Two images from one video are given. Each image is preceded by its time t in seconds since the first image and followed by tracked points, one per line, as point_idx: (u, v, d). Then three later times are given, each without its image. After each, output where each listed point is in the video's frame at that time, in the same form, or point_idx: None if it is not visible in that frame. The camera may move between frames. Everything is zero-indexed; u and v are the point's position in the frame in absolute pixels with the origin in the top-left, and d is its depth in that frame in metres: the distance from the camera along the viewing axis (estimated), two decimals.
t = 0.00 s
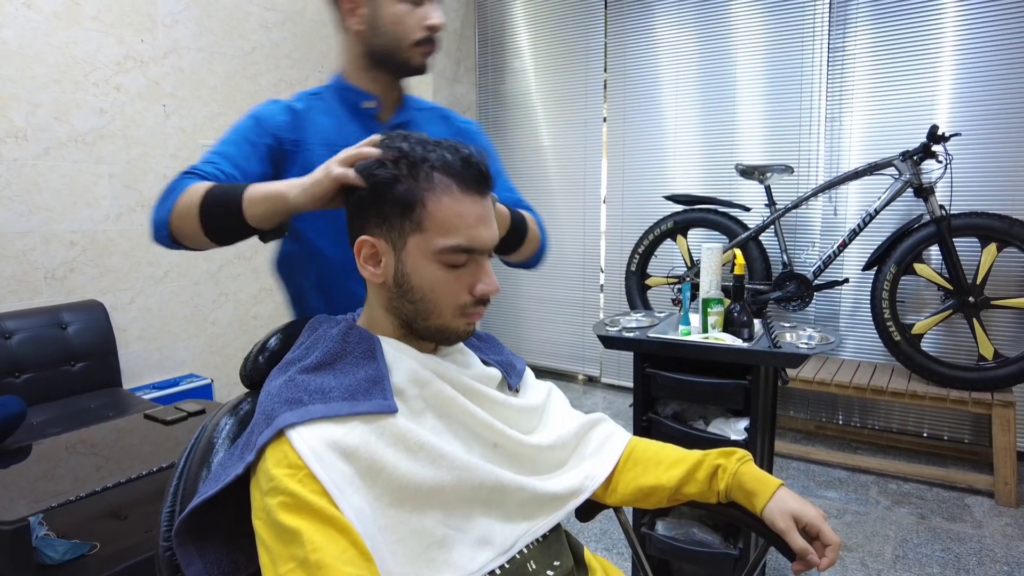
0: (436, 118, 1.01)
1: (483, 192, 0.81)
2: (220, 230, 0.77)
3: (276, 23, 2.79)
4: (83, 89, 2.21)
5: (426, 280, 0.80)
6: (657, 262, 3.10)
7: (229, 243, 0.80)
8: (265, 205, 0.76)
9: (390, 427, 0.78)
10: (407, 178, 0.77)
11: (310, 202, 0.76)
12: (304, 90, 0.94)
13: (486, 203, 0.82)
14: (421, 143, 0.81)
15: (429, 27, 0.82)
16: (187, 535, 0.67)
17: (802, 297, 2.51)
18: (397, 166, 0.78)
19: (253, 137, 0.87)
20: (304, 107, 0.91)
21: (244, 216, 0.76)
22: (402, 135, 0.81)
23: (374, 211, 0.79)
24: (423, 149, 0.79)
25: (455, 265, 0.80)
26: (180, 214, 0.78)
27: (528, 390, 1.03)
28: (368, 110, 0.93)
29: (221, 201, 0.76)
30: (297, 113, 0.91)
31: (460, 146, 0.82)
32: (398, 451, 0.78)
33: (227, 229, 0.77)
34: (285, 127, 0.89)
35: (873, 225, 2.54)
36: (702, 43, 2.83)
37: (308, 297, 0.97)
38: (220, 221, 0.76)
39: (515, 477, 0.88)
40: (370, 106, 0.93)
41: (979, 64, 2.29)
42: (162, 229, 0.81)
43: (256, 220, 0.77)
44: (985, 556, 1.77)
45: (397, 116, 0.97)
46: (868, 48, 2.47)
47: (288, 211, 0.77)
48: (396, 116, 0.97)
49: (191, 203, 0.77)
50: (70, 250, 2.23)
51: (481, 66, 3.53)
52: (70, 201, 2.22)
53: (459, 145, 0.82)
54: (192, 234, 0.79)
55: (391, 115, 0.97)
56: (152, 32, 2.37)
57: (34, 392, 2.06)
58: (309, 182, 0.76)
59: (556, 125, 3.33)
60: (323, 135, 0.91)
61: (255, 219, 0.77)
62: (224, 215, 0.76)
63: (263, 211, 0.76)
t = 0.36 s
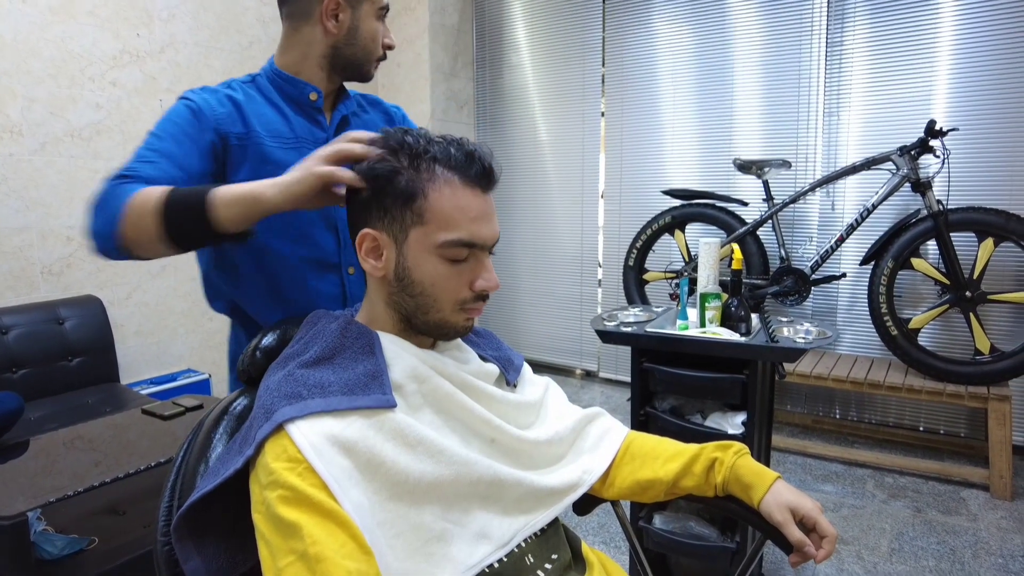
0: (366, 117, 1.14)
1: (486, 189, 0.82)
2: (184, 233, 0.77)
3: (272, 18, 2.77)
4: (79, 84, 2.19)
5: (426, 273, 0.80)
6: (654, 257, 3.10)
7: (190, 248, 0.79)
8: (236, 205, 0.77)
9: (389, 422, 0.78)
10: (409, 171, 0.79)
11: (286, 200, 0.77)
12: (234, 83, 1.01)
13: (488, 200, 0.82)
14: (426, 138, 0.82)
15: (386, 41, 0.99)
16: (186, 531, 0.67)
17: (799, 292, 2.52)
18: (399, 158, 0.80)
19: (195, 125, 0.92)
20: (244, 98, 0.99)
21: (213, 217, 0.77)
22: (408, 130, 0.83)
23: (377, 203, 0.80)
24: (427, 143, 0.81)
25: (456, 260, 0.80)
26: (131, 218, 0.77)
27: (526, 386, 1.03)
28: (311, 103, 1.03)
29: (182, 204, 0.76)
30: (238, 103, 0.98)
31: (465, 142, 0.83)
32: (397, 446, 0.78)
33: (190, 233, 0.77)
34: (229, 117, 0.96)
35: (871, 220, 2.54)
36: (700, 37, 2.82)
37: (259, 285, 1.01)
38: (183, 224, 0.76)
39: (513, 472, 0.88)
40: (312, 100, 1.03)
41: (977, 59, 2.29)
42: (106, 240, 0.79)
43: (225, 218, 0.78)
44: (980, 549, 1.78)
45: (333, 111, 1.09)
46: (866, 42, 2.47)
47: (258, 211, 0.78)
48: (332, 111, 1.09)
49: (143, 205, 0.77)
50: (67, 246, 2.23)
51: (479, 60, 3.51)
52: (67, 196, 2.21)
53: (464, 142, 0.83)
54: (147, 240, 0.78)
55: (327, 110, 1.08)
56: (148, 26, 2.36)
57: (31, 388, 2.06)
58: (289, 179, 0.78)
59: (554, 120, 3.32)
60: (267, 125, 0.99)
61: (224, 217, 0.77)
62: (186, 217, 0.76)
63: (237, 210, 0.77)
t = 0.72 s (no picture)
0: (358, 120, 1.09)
1: (484, 185, 0.82)
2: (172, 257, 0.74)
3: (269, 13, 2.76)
4: (74, 79, 2.18)
5: (425, 269, 0.80)
6: (652, 253, 3.10)
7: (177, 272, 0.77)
8: (224, 226, 0.75)
9: (387, 417, 0.79)
10: (408, 167, 0.79)
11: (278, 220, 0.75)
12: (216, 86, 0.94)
13: (486, 196, 0.82)
14: (424, 134, 0.82)
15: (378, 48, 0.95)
16: (184, 526, 0.67)
17: (797, 288, 2.52)
18: (399, 155, 0.79)
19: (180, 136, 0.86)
20: (233, 103, 0.92)
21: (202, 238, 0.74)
22: (407, 126, 0.83)
23: (376, 199, 0.80)
24: (426, 140, 0.81)
25: (454, 255, 0.80)
26: (116, 243, 0.73)
27: (524, 382, 1.04)
28: (304, 108, 0.97)
29: (168, 227, 0.73)
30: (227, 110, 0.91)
31: (463, 138, 0.83)
32: (395, 440, 0.78)
33: (179, 257, 0.74)
34: (219, 129, 0.89)
35: (868, 216, 2.54)
36: (698, 32, 2.81)
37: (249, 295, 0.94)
38: (171, 251, 0.73)
39: (511, 468, 0.88)
40: (307, 105, 0.97)
41: (974, 55, 2.29)
42: (93, 267, 0.75)
43: (214, 241, 0.75)
44: (976, 543, 1.79)
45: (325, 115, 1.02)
46: (864, 37, 2.46)
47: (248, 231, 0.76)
48: (325, 116, 1.03)
49: (127, 229, 0.72)
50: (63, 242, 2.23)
51: (476, 56, 3.50)
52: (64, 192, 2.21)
53: (461, 138, 0.83)
54: (134, 265, 0.74)
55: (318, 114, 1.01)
56: (144, 21, 2.34)
57: (28, 384, 2.06)
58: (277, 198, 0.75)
59: (551, 116, 3.31)
60: (260, 132, 0.93)
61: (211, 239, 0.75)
62: (171, 242, 0.73)
63: (226, 231, 0.75)
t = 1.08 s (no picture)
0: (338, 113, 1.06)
1: (481, 188, 0.82)
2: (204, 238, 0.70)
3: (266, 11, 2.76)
4: (71, 78, 2.18)
5: (420, 271, 0.80)
6: (650, 252, 3.10)
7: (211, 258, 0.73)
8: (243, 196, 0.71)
9: (383, 417, 0.79)
10: (405, 169, 0.79)
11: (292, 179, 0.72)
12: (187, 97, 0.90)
13: (483, 199, 0.82)
14: (423, 136, 0.82)
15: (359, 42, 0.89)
16: (180, 526, 0.66)
17: (794, 286, 2.52)
18: (396, 156, 0.79)
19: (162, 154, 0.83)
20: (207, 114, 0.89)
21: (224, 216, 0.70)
22: (407, 126, 0.83)
23: (372, 200, 0.80)
24: (424, 142, 0.81)
25: (450, 258, 0.80)
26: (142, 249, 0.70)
27: (521, 381, 1.04)
28: (282, 113, 0.95)
29: (186, 211, 0.69)
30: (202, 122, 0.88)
31: (462, 141, 0.83)
32: (391, 440, 0.78)
33: (207, 241, 0.71)
34: (200, 142, 0.86)
35: (866, 215, 2.54)
36: (696, 32, 2.81)
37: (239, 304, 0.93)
38: (199, 234, 0.70)
39: (508, 467, 0.88)
40: (281, 110, 0.94)
41: (972, 53, 2.29)
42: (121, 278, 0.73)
43: (240, 213, 0.71)
44: (973, 541, 1.80)
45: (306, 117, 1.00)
46: (862, 35, 2.47)
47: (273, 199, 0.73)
48: (304, 118, 1.00)
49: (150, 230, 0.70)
50: (60, 241, 2.22)
51: (474, 54, 3.50)
52: (60, 191, 2.20)
53: (460, 140, 0.83)
54: (168, 263, 0.71)
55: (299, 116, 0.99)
56: (141, 19, 2.34)
57: (25, 384, 2.05)
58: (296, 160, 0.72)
59: (549, 115, 3.31)
60: (236, 141, 0.91)
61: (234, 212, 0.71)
62: (198, 225, 0.69)
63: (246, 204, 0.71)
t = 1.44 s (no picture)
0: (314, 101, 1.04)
1: (481, 186, 0.82)
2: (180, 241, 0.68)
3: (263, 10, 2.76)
4: (68, 77, 2.17)
5: (420, 269, 0.79)
6: (648, 251, 3.10)
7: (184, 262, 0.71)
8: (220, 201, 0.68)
9: (383, 415, 0.78)
10: (405, 167, 0.79)
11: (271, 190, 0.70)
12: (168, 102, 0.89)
13: (483, 197, 0.82)
14: (423, 134, 0.82)
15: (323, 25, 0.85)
16: (179, 525, 0.66)
17: (792, 285, 2.52)
18: (396, 155, 0.79)
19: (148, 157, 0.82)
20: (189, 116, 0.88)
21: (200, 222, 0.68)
22: (406, 125, 0.83)
23: (372, 199, 0.80)
24: (424, 140, 0.81)
25: (450, 256, 0.80)
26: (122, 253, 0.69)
27: (520, 379, 1.04)
28: (256, 112, 0.92)
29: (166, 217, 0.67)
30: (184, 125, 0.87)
31: (461, 139, 0.83)
32: (391, 439, 0.78)
33: (181, 247, 0.68)
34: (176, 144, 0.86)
35: (863, 214, 2.55)
36: (694, 31, 2.81)
37: (237, 306, 0.93)
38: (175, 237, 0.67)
39: (507, 466, 0.88)
40: (256, 109, 0.92)
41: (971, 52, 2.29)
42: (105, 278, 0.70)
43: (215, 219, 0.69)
44: (970, 539, 1.80)
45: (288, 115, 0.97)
46: (860, 35, 2.47)
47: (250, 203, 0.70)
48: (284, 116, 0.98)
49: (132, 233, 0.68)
50: (57, 240, 2.21)
51: (472, 53, 3.50)
52: (57, 190, 2.19)
53: (459, 139, 0.83)
54: (145, 264, 0.69)
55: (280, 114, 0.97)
56: (138, 18, 2.34)
57: (22, 383, 2.05)
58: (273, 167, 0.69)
59: (547, 114, 3.31)
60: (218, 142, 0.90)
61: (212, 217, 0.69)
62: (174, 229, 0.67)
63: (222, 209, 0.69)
